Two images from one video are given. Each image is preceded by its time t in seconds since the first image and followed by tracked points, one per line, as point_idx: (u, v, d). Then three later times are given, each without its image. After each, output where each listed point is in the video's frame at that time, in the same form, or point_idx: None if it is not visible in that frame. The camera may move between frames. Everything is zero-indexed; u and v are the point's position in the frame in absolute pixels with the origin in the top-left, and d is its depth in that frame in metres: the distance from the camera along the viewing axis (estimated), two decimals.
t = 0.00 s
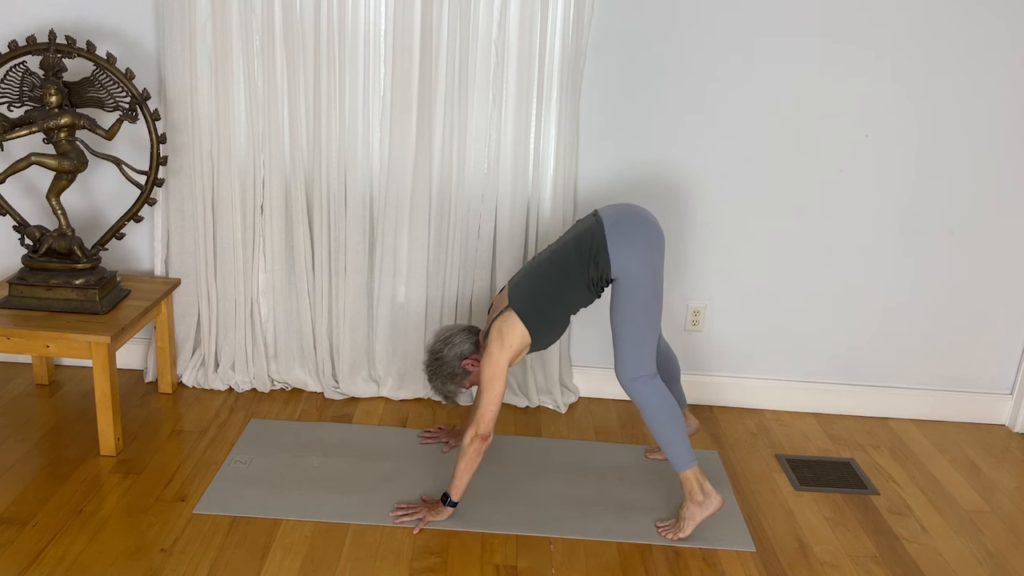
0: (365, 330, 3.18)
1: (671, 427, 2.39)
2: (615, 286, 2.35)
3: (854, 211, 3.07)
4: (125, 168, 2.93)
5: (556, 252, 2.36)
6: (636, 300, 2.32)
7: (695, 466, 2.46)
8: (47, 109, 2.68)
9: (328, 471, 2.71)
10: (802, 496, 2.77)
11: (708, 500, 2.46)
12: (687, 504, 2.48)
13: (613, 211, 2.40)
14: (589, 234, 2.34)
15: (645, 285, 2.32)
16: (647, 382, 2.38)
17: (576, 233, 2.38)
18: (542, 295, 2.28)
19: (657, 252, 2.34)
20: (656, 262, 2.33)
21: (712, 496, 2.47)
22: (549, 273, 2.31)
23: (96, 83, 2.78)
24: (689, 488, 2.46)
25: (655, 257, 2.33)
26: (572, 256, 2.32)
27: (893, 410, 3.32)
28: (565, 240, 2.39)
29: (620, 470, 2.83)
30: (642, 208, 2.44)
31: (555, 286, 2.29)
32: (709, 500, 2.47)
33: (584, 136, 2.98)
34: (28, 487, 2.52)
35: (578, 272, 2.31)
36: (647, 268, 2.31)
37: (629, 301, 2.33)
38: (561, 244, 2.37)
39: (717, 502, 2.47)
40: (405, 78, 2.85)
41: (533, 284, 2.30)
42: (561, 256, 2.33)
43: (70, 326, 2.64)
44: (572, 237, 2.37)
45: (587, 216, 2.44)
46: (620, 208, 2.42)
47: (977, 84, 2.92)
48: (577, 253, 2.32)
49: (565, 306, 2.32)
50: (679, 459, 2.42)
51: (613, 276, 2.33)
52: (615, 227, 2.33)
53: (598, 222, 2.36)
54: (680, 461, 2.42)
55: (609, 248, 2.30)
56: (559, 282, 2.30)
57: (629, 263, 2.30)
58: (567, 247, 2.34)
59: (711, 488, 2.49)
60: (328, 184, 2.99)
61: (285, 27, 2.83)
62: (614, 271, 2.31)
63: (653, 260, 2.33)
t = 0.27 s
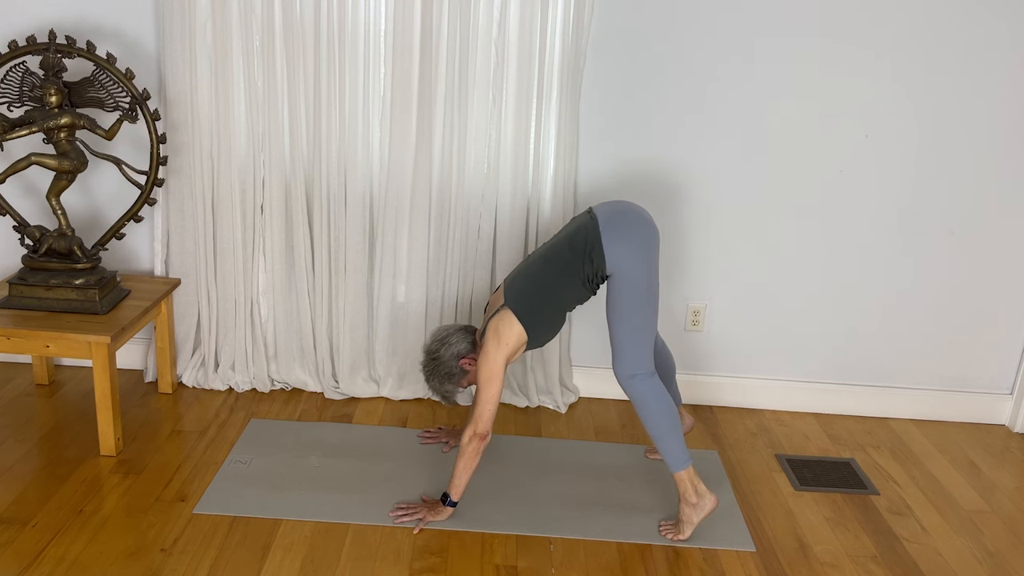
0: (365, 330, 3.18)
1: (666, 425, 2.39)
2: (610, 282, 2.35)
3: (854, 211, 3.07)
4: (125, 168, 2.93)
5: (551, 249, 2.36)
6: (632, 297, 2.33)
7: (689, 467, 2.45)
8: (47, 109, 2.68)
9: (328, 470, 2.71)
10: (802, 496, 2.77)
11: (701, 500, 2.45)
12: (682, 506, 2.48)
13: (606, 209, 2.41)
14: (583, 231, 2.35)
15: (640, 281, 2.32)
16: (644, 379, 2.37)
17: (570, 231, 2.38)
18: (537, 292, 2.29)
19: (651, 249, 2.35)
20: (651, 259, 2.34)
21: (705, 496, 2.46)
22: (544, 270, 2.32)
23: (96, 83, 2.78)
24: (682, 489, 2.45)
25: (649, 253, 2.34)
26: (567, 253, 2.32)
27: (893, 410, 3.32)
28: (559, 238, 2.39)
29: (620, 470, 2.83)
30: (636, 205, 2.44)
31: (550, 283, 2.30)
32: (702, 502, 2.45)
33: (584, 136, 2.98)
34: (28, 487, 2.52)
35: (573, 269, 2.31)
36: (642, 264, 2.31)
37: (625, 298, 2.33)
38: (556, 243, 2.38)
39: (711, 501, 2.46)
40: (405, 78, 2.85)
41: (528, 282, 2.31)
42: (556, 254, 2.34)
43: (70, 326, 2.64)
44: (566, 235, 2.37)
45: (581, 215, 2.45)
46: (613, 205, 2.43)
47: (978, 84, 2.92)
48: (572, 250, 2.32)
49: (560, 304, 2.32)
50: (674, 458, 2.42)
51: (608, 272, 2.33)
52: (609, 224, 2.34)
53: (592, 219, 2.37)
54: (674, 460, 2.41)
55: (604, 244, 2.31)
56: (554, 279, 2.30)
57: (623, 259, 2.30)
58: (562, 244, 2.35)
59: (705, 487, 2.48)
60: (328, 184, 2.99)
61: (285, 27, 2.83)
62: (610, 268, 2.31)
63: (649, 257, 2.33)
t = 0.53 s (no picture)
0: (365, 330, 3.18)
1: (658, 423, 2.39)
2: (605, 279, 2.36)
3: (854, 211, 3.07)
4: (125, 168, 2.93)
5: (546, 247, 2.37)
6: (626, 294, 2.34)
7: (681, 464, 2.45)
8: (47, 109, 2.68)
9: (328, 470, 2.71)
10: (802, 496, 2.77)
11: (693, 494, 2.46)
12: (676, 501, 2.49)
13: (601, 207, 2.42)
14: (579, 229, 2.35)
15: (635, 279, 2.33)
16: (637, 377, 2.37)
17: (566, 229, 2.39)
18: (534, 289, 2.29)
19: (646, 247, 2.36)
20: (645, 257, 2.35)
21: (697, 489, 2.46)
22: (540, 268, 2.32)
23: (96, 83, 2.78)
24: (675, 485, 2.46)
25: (645, 251, 2.35)
26: (563, 251, 2.33)
27: (893, 410, 3.32)
28: (555, 236, 2.40)
29: (620, 470, 2.83)
30: (631, 203, 2.45)
31: (546, 280, 2.30)
32: (695, 496, 2.46)
33: (584, 136, 2.98)
34: (28, 487, 2.52)
35: (569, 266, 2.32)
36: (637, 261, 2.32)
37: (619, 295, 2.34)
38: (552, 241, 2.38)
39: (702, 493, 2.46)
40: (405, 78, 2.85)
41: (524, 280, 2.31)
42: (552, 252, 2.34)
43: (70, 326, 2.64)
44: (562, 233, 2.38)
45: (576, 213, 2.46)
46: (609, 203, 2.44)
47: (978, 84, 2.92)
48: (568, 248, 2.33)
49: (555, 302, 2.32)
50: (665, 455, 2.41)
51: (604, 270, 2.34)
52: (605, 221, 2.35)
53: (587, 217, 2.38)
54: (665, 456, 2.41)
55: (600, 241, 2.32)
56: (550, 277, 2.31)
57: (619, 257, 2.31)
58: (558, 242, 2.35)
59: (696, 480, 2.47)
60: (328, 184, 2.99)
61: (285, 27, 2.83)
62: (605, 266, 2.32)
63: (643, 255, 2.34)
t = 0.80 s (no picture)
0: (365, 330, 3.18)
1: (652, 421, 2.39)
2: (601, 277, 2.36)
3: (854, 211, 3.07)
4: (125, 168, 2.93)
5: (542, 244, 2.36)
6: (621, 293, 2.34)
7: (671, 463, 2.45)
8: (47, 109, 2.68)
9: (328, 470, 2.71)
10: (802, 496, 2.77)
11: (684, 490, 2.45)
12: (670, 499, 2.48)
13: (597, 204, 2.42)
14: (575, 226, 2.35)
15: (631, 278, 2.33)
16: (631, 375, 2.37)
17: (561, 226, 2.39)
18: (529, 287, 2.29)
19: (642, 246, 2.36)
20: (640, 256, 2.35)
21: (688, 484, 2.45)
22: (535, 265, 2.32)
23: (96, 83, 2.78)
24: (667, 483, 2.46)
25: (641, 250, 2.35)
26: (558, 248, 2.33)
27: (893, 410, 3.32)
28: (550, 232, 2.39)
29: (620, 470, 2.83)
30: (626, 201, 2.46)
31: (542, 278, 2.30)
32: (687, 491, 2.45)
33: (584, 136, 2.99)
34: (28, 487, 2.52)
35: (565, 263, 2.32)
36: (631, 260, 2.32)
37: (614, 294, 2.34)
38: (547, 238, 2.38)
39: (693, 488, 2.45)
40: (405, 78, 2.85)
41: (519, 277, 2.30)
42: (547, 249, 2.34)
43: (70, 326, 2.64)
44: (557, 230, 2.38)
45: (571, 210, 2.46)
46: (604, 201, 2.44)
47: (978, 84, 2.92)
48: (563, 246, 2.33)
49: (550, 299, 2.32)
50: (658, 453, 2.41)
51: (600, 268, 2.34)
52: (601, 220, 2.35)
53: (583, 215, 2.38)
54: (658, 454, 2.41)
55: (595, 240, 2.32)
56: (545, 274, 2.30)
57: (615, 256, 2.32)
58: (553, 239, 2.35)
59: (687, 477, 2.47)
60: (328, 184, 2.99)
61: (285, 27, 2.83)
62: (600, 264, 2.33)
63: (637, 253, 2.34)
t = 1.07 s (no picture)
0: (365, 330, 3.18)
1: (655, 420, 2.39)
2: (601, 276, 2.36)
3: (854, 211, 3.07)
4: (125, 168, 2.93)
5: (540, 244, 2.36)
6: (624, 291, 2.34)
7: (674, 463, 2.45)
8: (47, 109, 2.68)
9: (328, 470, 2.71)
10: (802, 496, 2.77)
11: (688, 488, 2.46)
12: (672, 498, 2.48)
13: (596, 204, 2.43)
14: (574, 225, 2.35)
15: (632, 276, 2.33)
16: (635, 373, 2.38)
17: (559, 225, 2.39)
18: (527, 286, 2.29)
19: (642, 244, 2.37)
20: (642, 254, 2.35)
21: (693, 482, 2.46)
22: (534, 265, 2.32)
23: (96, 83, 2.78)
24: (671, 482, 2.46)
25: (641, 249, 2.36)
26: (557, 247, 2.33)
27: (893, 410, 3.32)
28: (549, 232, 2.39)
29: (620, 470, 2.83)
30: (625, 200, 2.46)
31: (541, 278, 2.30)
32: (691, 489, 2.46)
33: (584, 136, 2.99)
34: (28, 487, 2.52)
35: (564, 262, 2.32)
36: (633, 259, 2.32)
37: (616, 292, 2.34)
38: (545, 237, 2.38)
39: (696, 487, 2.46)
40: (405, 78, 2.85)
41: (518, 276, 2.30)
42: (546, 248, 2.34)
43: (70, 326, 2.64)
44: (556, 229, 2.38)
45: (570, 209, 2.46)
46: (603, 201, 2.44)
47: (978, 84, 2.92)
48: (562, 245, 2.33)
49: (549, 299, 2.32)
50: (662, 452, 2.42)
51: (600, 267, 2.34)
52: (600, 219, 2.35)
53: (582, 214, 2.39)
54: (662, 454, 2.42)
55: (595, 239, 2.32)
56: (544, 274, 2.30)
57: (616, 254, 2.32)
58: (552, 238, 2.35)
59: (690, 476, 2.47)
60: (328, 184, 2.99)
61: (285, 27, 2.83)
62: (602, 262, 2.33)
63: (639, 251, 2.34)
